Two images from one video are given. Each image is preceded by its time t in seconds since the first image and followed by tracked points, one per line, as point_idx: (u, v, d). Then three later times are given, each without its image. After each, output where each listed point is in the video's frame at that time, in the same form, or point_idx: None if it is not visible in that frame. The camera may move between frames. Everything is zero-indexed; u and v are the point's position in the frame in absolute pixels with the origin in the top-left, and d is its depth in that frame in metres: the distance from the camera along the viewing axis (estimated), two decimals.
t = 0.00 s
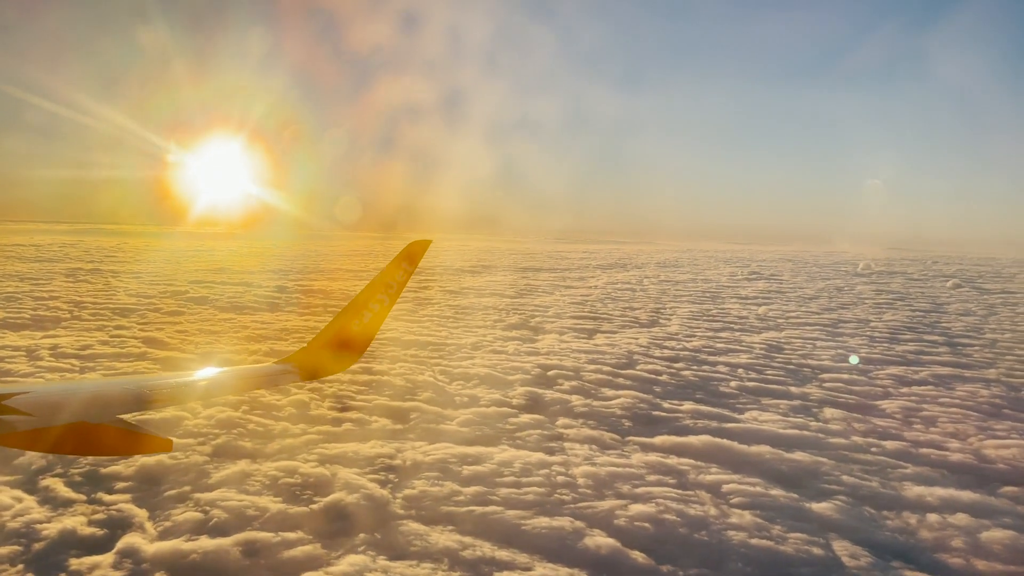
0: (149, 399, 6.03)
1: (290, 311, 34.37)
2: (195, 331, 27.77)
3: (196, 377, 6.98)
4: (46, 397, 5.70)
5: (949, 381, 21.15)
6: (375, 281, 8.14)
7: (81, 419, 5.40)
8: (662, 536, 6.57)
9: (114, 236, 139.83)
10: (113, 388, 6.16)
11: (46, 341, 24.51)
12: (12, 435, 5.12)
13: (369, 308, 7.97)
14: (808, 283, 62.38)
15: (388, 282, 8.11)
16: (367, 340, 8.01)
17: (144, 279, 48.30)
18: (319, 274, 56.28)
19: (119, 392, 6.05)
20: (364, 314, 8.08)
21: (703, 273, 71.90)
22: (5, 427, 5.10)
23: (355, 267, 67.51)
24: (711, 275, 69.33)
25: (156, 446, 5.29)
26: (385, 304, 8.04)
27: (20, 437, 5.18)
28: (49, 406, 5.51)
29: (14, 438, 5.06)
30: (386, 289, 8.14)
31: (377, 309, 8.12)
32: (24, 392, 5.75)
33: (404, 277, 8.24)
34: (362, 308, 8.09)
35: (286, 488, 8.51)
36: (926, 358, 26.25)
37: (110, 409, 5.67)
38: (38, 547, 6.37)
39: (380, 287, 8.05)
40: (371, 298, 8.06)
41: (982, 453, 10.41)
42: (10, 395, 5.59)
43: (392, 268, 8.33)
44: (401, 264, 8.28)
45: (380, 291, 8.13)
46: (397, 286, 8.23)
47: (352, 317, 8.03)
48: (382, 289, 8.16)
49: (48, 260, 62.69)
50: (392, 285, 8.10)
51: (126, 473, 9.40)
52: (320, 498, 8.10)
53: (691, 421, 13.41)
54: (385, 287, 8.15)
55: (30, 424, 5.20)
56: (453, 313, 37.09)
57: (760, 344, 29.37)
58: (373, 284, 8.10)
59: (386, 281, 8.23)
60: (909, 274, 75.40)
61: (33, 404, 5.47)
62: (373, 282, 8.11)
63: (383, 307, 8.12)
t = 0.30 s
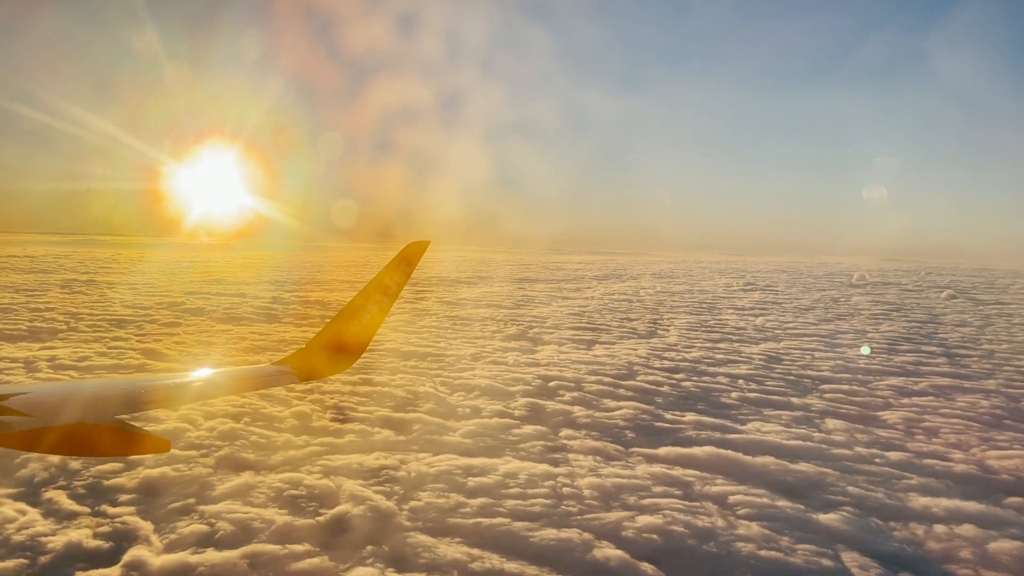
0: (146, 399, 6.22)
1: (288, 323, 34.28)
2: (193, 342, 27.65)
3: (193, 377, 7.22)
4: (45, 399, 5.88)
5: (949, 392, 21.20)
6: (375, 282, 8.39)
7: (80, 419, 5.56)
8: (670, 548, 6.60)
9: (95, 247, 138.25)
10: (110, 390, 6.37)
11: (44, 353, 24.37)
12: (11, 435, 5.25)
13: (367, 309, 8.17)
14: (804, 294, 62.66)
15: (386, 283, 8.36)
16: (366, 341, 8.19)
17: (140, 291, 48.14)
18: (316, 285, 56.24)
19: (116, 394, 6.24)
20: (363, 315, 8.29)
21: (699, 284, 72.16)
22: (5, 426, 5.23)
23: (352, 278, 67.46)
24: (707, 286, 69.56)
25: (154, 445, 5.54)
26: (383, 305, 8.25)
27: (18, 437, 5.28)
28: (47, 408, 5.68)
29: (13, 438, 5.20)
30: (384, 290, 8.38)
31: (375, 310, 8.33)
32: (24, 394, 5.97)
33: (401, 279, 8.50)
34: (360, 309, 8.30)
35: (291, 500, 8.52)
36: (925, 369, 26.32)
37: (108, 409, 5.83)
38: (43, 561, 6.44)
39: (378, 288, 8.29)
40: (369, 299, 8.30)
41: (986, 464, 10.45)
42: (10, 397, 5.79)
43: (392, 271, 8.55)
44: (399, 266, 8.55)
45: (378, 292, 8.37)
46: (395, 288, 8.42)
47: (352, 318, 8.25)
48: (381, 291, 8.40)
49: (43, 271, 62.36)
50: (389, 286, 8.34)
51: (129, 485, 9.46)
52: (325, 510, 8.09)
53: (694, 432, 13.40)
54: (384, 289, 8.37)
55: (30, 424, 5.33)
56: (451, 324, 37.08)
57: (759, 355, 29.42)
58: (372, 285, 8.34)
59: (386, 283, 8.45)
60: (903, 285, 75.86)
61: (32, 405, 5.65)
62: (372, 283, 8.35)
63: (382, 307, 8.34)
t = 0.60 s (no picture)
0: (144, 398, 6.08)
1: (286, 333, 34.19)
2: (190, 353, 27.53)
3: (194, 376, 7.12)
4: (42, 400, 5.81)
5: (949, 403, 21.24)
6: (373, 284, 8.52)
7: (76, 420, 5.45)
8: (679, 560, 6.63)
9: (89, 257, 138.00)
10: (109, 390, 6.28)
11: (40, 364, 24.23)
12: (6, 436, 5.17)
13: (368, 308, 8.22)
14: (800, 304, 62.91)
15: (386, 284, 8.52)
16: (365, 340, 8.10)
17: (136, 302, 48.01)
18: (313, 296, 56.18)
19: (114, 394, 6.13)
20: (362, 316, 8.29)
21: (696, 294, 72.37)
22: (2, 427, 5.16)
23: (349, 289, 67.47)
24: (704, 296, 69.75)
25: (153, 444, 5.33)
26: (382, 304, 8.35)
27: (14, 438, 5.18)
28: (46, 409, 5.61)
29: (10, 437, 5.14)
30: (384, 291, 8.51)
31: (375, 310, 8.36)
32: (23, 395, 5.92)
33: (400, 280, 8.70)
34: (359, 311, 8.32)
35: (297, 512, 8.51)
36: (924, 379, 26.39)
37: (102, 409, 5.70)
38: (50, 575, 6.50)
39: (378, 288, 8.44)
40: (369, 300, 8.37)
41: (989, 475, 10.51)
42: (8, 398, 5.73)
43: (388, 274, 8.75)
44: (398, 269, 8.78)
45: (377, 293, 8.49)
46: (394, 289, 8.58)
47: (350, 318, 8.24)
48: (380, 292, 8.52)
49: (38, 282, 62.26)
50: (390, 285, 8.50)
51: (132, 497, 9.42)
52: (331, 523, 8.06)
53: (698, 443, 13.40)
54: (383, 290, 8.51)
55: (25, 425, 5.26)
56: (450, 335, 37.08)
57: (758, 365, 29.46)
58: (371, 286, 8.43)
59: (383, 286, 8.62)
60: (899, 295, 76.23)
61: (30, 406, 5.58)
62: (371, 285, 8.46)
63: (381, 308, 8.38)
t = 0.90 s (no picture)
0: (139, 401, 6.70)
1: (286, 343, 34.12)
2: (189, 364, 27.44)
3: (188, 377, 7.77)
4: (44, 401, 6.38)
5: (951, 412, 21.23)
6: (371, 285, 8.74)
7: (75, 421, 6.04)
8: (689, 570, 6.66)
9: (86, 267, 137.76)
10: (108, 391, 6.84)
11: (40, 374, 24.14)
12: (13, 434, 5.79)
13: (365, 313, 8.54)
14: (798, 314, 63.00)
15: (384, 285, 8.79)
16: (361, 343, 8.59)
17: (134, 311, 47.87)
18: (311, 306, 56.10)
19: (112, 395, 6.71)
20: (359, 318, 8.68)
21: (693, 304, 72.50)
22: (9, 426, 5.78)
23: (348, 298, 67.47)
24: (701, 306, 69.84)
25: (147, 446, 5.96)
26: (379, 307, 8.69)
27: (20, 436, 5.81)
28: (48, 409, 6.20)
29: (16, 437, 5.74)
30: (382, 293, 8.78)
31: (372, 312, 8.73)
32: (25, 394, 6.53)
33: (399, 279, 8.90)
34: (356, 314, 8.69)
35: (304, 522, 8.51)
36: (924, 389, 26.42)
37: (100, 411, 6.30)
38: None
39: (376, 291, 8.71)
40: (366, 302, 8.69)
41: (995, 484, 10.54)
42: (10, 398, 6.32)
43: (387, 273, 8.94)
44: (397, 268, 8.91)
45: (375, 296, 8.75)
46: (392, 290, 8.83)
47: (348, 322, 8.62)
48: (379, 293, 8.78)
49: (35, 292, 62.03)
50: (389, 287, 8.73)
51: (138, 507, 9.42)
52: (339, 533, 8.07)
53: (702, 453, 13.40)
54: (381, 290, 8.76)
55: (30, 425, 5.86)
56: (450, 344, 37.04)
57: (758, 374, 29.47)
58: (369, 287, 8.67)
59: (382, 285, 8.84)
60: (896, 305, 76.33)
61: (33, 407, 6.16)
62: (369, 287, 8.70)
63: (378, 310, 8.73)
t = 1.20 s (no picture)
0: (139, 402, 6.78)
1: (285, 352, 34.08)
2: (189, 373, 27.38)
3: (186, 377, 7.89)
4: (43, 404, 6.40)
5: (953, 421, 21.24)
6: (371, 285, 8.78)
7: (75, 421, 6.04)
8: None
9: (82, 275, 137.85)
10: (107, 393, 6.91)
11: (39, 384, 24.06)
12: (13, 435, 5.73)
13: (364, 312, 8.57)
14: (796, 323, 63.09)
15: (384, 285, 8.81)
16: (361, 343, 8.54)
17: (132, 321, 47.80)
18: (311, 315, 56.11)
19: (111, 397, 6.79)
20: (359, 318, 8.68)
21: (691, 313, 72.62)
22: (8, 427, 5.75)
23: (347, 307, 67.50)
24: (699, 315, 69.96)
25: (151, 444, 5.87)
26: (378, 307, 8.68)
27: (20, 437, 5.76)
28: (47, 412, 6.20)
29: (16, 438, 5.66)
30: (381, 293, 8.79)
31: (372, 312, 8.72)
32: (21, 395, 6.52)
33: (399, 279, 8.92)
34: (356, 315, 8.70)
35: (312, 532, 8.51)
36: (925, 397, 26.47)
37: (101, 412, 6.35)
38: None
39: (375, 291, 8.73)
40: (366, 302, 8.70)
41: (1000, 493, 10.59)
42: (9, 401, 6.33)
43: (387, 274, 8.97)
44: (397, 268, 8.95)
45: (374, 296, 8.77)
46: (392, 290, 8.85)
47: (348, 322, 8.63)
48: (379, 293, 8.79)
49: (32, 301, 61.87)
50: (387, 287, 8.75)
51: (145, 517, 9.40)
52: (347, 543, 8.09)
53: (707, 462, 13.40)
54: (381, 291, 8.78)
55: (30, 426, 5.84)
56: (450, 353, 37.03)
57: (759, 383, 29.48)
58: (369, 288, 8.71)
59: (382, 286, 8.86)
60: (892, 314, 76.53)
61: (32, 409, 6.18)
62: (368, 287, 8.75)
63: (377, 310, 8.72)
